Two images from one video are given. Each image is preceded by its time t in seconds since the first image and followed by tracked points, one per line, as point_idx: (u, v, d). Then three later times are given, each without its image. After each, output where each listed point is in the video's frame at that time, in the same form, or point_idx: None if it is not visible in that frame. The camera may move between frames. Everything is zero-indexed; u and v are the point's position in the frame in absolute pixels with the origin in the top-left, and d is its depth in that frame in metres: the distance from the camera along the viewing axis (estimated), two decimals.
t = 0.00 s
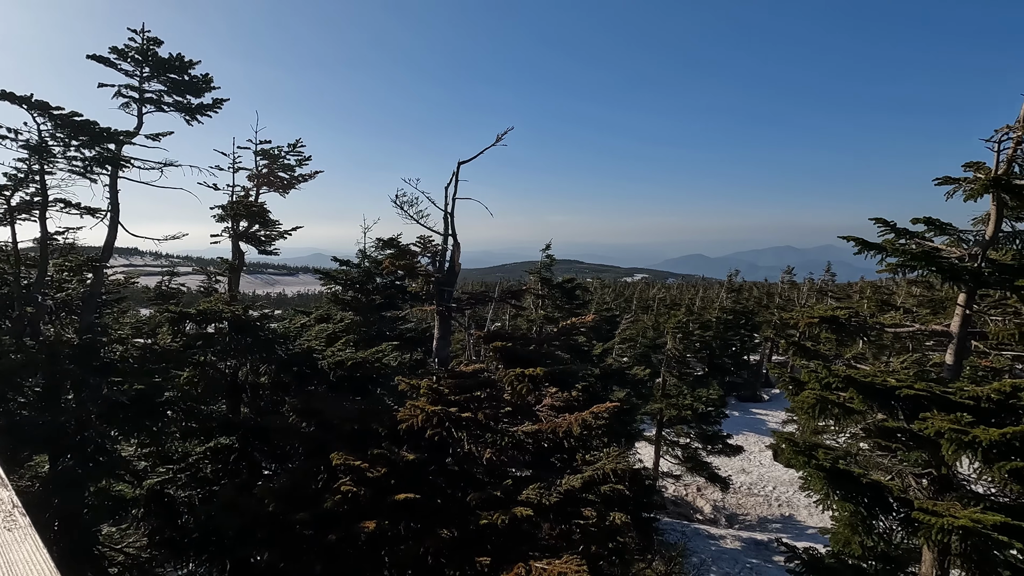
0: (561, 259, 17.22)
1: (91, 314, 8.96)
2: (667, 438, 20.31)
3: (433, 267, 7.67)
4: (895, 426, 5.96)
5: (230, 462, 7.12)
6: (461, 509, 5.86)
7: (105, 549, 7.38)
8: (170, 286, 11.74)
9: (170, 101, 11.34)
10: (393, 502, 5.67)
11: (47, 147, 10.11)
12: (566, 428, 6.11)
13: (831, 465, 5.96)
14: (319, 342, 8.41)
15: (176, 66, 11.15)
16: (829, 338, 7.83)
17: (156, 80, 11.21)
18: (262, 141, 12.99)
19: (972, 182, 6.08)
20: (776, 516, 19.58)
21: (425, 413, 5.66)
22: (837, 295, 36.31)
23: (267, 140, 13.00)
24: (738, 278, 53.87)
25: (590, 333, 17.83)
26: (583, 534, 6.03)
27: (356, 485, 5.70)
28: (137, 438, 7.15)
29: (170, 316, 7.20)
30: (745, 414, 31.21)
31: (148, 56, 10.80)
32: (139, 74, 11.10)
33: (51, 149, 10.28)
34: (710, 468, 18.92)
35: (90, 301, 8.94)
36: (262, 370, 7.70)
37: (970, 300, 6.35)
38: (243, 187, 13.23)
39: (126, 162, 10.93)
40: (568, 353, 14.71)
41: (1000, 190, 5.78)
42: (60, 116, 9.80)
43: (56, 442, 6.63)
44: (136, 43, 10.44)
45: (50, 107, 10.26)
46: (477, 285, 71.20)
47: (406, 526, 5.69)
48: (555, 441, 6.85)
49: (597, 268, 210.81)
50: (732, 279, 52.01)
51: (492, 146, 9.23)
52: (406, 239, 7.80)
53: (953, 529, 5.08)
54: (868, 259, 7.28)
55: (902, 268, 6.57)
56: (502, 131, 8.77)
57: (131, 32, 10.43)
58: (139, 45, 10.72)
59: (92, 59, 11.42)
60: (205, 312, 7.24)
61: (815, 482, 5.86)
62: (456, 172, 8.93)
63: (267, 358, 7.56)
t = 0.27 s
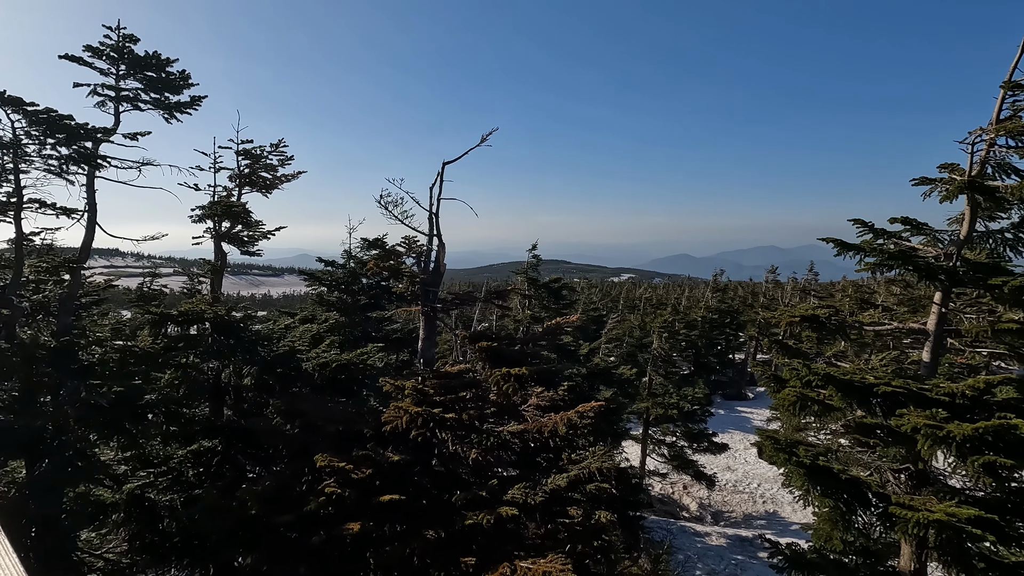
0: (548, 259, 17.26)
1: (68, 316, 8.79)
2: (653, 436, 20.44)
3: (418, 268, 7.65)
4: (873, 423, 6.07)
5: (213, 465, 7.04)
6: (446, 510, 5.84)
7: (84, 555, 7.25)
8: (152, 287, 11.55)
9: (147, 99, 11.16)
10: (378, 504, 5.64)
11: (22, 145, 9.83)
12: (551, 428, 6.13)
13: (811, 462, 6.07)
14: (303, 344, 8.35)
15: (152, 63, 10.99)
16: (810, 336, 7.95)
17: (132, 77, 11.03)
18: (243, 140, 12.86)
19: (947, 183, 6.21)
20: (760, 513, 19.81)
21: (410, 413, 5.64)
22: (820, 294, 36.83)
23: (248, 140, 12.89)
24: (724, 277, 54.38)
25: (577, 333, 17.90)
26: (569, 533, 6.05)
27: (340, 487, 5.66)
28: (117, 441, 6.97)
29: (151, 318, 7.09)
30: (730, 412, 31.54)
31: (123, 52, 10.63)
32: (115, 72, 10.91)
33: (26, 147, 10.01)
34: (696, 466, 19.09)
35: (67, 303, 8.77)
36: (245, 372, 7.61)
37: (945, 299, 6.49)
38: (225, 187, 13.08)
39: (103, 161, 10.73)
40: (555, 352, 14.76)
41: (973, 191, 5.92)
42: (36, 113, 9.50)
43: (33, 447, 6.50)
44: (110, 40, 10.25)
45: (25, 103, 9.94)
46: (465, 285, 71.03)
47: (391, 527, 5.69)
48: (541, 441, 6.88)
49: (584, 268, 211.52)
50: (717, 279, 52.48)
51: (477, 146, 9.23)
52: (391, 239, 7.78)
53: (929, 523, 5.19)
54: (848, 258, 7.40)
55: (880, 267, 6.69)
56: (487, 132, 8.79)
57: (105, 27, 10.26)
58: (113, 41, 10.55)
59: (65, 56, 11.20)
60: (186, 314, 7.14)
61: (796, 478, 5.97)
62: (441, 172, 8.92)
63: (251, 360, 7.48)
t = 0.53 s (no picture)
0: (528, 259, 17.28)
1: (34, 319, 8.53)
2: (634, 435, 20.61)
3: (396, 268, 7.60)
4: (845, 418, 6.21)
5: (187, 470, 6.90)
6: (426, 511, 5.82)
7: (52, 564, 7.05)
8: (124, 289, 11.28)
9: (112, 94, 10.89)
10: (356, 506, 5.59)
11: None
12: (530, 427, 6.15)
13: (785, 458, 6.17)
14: (280, 345, 8.24)
15: (115, 57, 10.73)
16: (785, 334, 8.10)
17: (95, 70, 10.75)
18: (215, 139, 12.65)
19: (914, 183, 6.38)
20: (739, 509, 20.11)
21: (388, 415, 5.60)
22: (796, 293, 37.54)
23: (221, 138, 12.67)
24: (703, 276, 55.04)
25: (558, 333, 17.97)
26: (548, 532, 6.07)
27: (317, 489, 5.59)
28: (85, 447, 6.63)
29: (121, 320, 6.91)
30: (710, 410, 31.97)
31: (85, 45, 10.35)
32: (78, 66, 10.62)
33: None
34: (676, 464, 19.29)
35: (33, 305, 8.51)
36: (221, 374, 7.47)
37: (914, 297, 6.67)
38: (198, 186, 12.84)
39: (68, 158, 10.43)
40: (536, 352, 14.79)
41: (939, 191, 6.09)
42: None
43: None
44: (72, 34, 9.98)
45: None
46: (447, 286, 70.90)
47: (368, 531, 5.61)
48: (521, 440, 6.91)
49: (566, 268, 212.44)
50: (697, 278, 53.12)
51: (455, 146, 9.20)
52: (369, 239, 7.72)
53: (897, 516, 5.33)
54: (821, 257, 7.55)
55: (851, 266, 6.84)
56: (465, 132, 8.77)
57: (64, 20, 9.98)
58: (74, 34, 10.26)
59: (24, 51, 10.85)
60: (158, 316, 6.98)
61: (771, 474, 6.08)
62: (419, 172, 8.87)
63: (226, 362, 7.35)
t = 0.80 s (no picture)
0: (510, 259, 17.28)
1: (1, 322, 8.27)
2: (617, 433, 20.74)
3: (376, 268, 7.55)
4: (821, 414, 6.33)
5: (161, 474, 6.77)
6: (406, 512, 5.79)
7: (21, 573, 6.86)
8: (96, 291, 11.03)
9: (83, 92, 10.60)
10: (335, 508, 5.54)
11: None
12: (511, 427, 6.16)
13: (762, 453, 6.26)
14: (258, 347, 8.12)
15: (86, 53, 10.45)
16: (762, 332, 8.23)
17: (64, 67, 10.45)
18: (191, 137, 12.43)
19: (886, 184, 6.52)
20: (719, 505, 20.37)
21: (367, 416, 5.54)
22: (775, 292, 38.13)
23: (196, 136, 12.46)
24: (684, 276, 55.57)
25: (540, 333, 18.01)
26: (529, 531, 6.08)
27: (295, 492, 5.53)
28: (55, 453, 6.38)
29: (93, 322, 6.73)
30: (691, 408, 32.33)
31: (54, 41, 10.06)
32: (47, 62, 10.32)
33: None
34: (658, 462, 19.47)
35: None
36: (197, 377, 7.33)
37: (886, 294, 6.83)
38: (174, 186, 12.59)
39: (36, 157, 10.13)
40: (519, 352, 14.81)
41: (910, 192, 6.24)
42: None
43: None
44: (39, 29, 9.69)
45: None
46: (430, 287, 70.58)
47: (347, 534, 5.56)
48: (502, 440, 6.91)
49: (549, 268, 213.02)
50: (679, 278, 53.61)
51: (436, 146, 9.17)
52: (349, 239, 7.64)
53: (871, 508, 5.45)
54: (796, 256, 7.68)
55: (826, 265, 6.98)
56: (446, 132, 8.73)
57: (32, 14, 9.69)
58: (43, 29, 9.96)
59: None
60: (132, 317, 6.82)
61: (749, 470, 6.16)
62: (399, 172, 8.82)
63: (202, 364, 7.22)
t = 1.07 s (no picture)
0: (488, 259, 17.27)
1: None
2: (594, 431, 20.87)
3: (349, 268, 7.47)
4: (789, 409, 6.48)
5: (128, 481, 6.71)
6: (380, 514, 5.76)
7: None
8: (60, 293, 10.69)
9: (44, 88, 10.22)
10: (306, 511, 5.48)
11: None
12: (486, 427, 6.17)
13: (733, 448, 6.38)
14: (229, 349, 7.97)
15: (48, 48, 10.08)
16: (733, 329, 8.38)
17: (24, 62, 10.06)
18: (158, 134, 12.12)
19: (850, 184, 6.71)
20: (695, 501, 20.68)
21: (339, 417, 5.49)
22: (748, 291, 38.84)
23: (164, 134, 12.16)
24: (660, 274, 56.23)
25: (518, 332, 18.04)
26: (505, 530, 6.10)
27: (265, 496, 5.45)
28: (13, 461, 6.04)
29: (54, 325, 6.51)
30: (668, 405, 32.74)
31: (13, 35, 9.67)
32: (5, 57, 9.92)
33: None
34: (635, 459, 19.66)
35: None
36: (164, 381, 7.17)
37: (851, 292, 7.03)
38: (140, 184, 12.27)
39: None
40: (496, 352, 14.81)
41: (872, 192, 6.43)
42: None
43: None
44: None
45: None
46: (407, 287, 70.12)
47: (319, 537, 5.50)
48: (478, 440, 6.92)
49: (528, 268, 213.47)
50: (655, 277, 54.18)
51: (410, 145, 9.11)
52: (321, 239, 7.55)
53: (837, 500, 5.60)
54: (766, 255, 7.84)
55: (793, 263, 7.14)
56: (419, 131, 8.68)
57: None
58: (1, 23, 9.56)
59: None
60: (95, 320, 6.62)
61: (721, 465, 6.27)
62: (372, 171, 8.74)
63: (170, 368, 7.10)
